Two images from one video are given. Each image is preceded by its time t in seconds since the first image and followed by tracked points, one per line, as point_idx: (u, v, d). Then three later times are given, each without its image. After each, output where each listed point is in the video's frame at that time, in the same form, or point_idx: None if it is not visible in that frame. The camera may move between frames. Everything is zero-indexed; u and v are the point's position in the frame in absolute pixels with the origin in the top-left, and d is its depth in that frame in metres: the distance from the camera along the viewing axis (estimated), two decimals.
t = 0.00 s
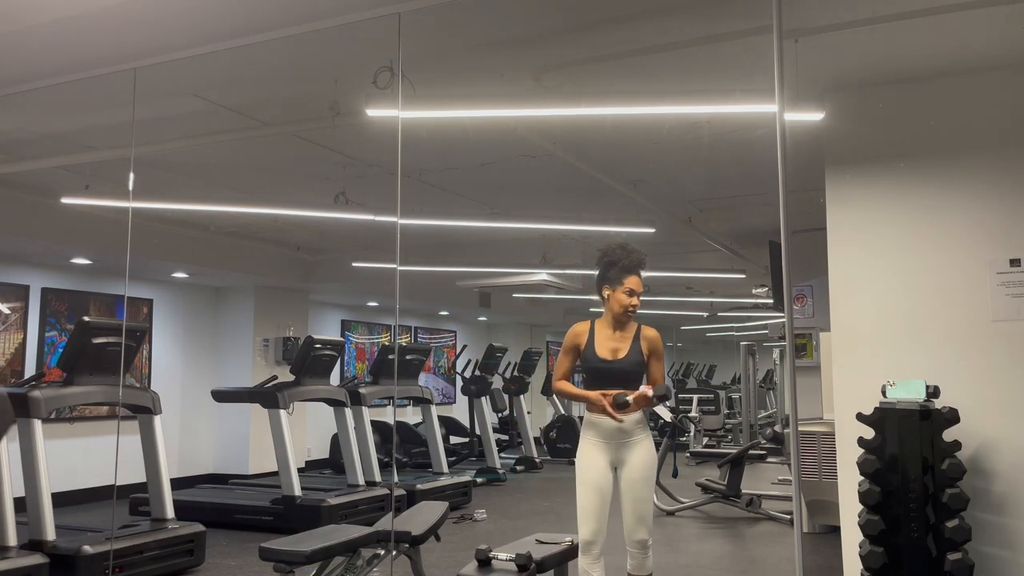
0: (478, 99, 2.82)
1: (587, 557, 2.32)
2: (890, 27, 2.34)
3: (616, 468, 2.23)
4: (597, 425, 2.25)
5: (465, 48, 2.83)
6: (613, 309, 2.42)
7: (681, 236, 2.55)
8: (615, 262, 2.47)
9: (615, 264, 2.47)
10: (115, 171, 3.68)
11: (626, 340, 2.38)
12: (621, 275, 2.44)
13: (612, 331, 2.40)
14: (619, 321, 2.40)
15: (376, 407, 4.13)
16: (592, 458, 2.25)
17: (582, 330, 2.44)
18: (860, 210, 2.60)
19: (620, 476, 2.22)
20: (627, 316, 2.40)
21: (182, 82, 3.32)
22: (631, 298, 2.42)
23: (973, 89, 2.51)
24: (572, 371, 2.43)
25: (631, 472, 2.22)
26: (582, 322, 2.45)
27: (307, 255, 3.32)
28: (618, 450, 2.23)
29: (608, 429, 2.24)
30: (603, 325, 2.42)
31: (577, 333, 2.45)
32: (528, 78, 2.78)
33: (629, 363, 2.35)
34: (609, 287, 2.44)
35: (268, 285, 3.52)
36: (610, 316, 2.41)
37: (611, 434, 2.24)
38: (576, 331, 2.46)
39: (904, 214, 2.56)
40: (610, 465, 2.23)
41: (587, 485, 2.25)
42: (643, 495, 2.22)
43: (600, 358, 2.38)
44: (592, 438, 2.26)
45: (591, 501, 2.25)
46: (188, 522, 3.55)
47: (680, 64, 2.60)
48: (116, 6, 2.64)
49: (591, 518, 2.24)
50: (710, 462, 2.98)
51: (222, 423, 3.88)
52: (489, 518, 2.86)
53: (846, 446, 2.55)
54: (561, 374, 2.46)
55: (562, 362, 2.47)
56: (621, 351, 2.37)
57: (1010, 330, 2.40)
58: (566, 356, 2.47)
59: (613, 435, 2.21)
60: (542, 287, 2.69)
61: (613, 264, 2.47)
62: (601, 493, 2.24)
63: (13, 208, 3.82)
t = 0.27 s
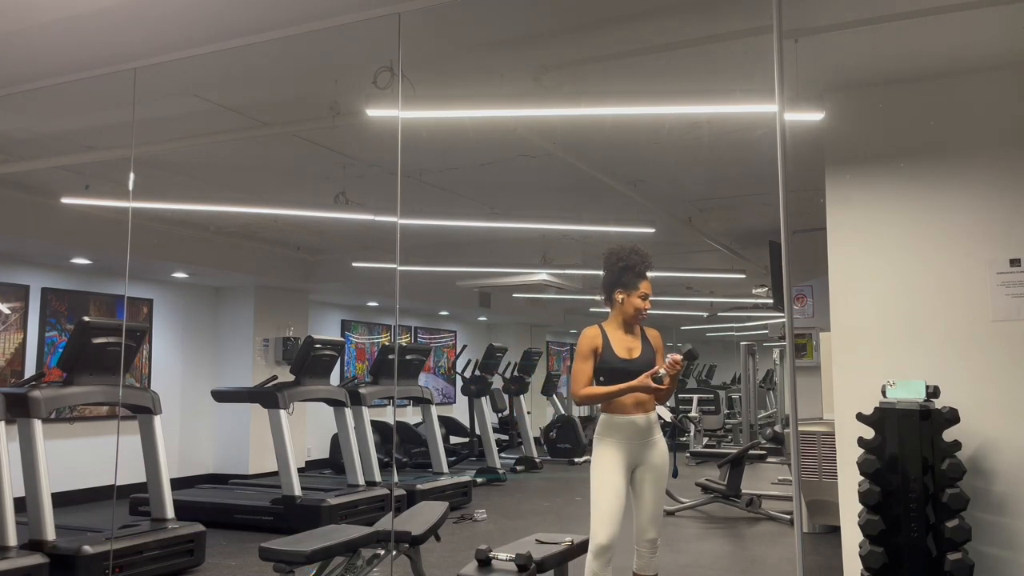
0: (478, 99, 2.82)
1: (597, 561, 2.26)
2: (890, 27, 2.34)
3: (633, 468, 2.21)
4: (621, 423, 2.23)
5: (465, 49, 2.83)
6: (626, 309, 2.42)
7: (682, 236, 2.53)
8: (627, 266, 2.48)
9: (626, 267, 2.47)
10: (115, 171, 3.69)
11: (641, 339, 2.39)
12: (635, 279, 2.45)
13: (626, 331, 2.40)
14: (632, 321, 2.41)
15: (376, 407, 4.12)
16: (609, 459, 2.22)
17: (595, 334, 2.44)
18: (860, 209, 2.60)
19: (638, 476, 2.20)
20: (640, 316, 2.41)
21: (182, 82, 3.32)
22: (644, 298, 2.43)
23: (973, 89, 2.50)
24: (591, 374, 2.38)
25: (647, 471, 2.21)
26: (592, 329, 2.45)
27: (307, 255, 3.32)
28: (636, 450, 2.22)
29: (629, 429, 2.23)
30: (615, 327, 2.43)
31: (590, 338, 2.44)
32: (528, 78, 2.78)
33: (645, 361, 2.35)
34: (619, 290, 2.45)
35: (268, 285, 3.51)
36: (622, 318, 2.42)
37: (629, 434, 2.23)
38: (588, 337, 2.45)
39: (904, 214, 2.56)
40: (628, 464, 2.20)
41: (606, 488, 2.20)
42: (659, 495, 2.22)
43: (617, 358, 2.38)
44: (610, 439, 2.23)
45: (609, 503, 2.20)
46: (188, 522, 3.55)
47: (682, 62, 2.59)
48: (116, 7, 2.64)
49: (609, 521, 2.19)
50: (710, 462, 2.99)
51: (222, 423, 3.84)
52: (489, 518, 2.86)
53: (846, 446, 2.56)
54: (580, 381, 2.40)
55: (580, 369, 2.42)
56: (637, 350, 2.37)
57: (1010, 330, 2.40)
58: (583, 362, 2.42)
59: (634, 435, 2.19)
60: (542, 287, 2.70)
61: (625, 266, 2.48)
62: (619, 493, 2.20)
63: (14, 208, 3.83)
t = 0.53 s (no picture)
0: (478, 99, 2.82)
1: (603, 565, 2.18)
2: (891, 27, 2.34)
3: (638, 467, 2.14)
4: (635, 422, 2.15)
5: (465, 49, 2.83)
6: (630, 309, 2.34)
7: (682, 236, 2.54)
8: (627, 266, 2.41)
9: (627, 267, 2.40)
10: (115, 171, 3.69)
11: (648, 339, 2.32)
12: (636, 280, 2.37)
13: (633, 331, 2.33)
14: (638, 321, 2.33)
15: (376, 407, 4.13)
16: (615, 460, 2.13)
17: (601, 334, 2.35)
18: (860, 209, 2.60)
19: (644, 476, 2.14)
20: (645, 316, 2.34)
21: (182, 82, 3.32)
22: (647, 298, 2.35)
23: (973, 89, 2.50)
24: (602, 374, 2.29)
25: (653, 470, 2.15)
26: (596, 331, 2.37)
27: (307, 255, 3.32)
28: (641, 449, 2.15)
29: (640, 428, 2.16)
30: (621, 327, 2.35)
31: (595, 338, 2.35)
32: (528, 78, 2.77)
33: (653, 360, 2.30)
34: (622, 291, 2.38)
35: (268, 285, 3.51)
36: (627, 317, 2.34)
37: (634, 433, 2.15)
38: (593, 337, 2.36)
39: (904, 214, 2.56)
40: (635, 464, 2.13)
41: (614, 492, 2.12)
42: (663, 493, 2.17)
43: (625, 357, 2.30)
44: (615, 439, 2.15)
45: (616, 504, 2.12)
46: (188, 522, 3.55)
47: (682, 62, 2.59)
48: (116, 7, 2.64)
49: (619, 524, 2.10)
50: (710, 462, 3.01)
51: (222, 422, 3.86)
52: (490, 518, 2.86)
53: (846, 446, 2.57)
54: (591, 381, 2.29)
55: (589, 369, 2.31)
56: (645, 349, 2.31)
57: (1010, 330, 2.40)
58: (591, 362, 2.32)
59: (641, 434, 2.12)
60: (542, 287, 2.69)
61: (626, 267, 2.40)
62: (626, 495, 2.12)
63: (14, 208, 3.83)
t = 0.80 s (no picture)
0: (478, 99, 2.82)
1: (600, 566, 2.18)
2: (891, 26, 2.34)
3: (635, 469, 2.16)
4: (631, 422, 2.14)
5: (466, 49, 2.83)
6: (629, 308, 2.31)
7: (681, 236, 2.54)
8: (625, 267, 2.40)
9: (626, 268, 2.40)
10: (115, 171, 3.69)
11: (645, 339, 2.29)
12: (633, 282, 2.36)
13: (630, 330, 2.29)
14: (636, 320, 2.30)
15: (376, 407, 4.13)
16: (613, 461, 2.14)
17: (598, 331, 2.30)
18: (860, 209, 2.60)
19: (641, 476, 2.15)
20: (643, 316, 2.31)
21: (182, 82, 3.32)
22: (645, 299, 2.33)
23: (972, 89, 2.50)
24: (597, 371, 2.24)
25: (650, 471, 2.17)
26: (592, 328, 2.32)
27: (307, 255, 3.32)
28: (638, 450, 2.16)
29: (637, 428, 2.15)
30: (618, 326, 2.31)
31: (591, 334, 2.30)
32: (529, 78, 2.77)
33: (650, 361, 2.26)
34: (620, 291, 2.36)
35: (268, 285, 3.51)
36: (626, 316, 2.30)
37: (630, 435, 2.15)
38: (590, 335, 2.31)
39: (904, 214, 2.56)
40: (631, 464, 2.14)
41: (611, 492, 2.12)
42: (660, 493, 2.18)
43: (622, 356, 2.26)
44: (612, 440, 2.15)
45: (613, 505, 2.13)
46: (188, 522, 3.55)
47: (682, 62, 2.59)
48: (116, 6, 2.64)
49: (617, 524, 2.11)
50: (710, 462, 3.01)
51: (222, 422, 3.86)
52: (490, 518, 2.86)
53: (846, 446, 2.56)
54: (585, 376, 2.23)
55: (584, 365, 2.25)
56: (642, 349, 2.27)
57: (1010, 330, 2.40)
58: (587, 358, 2.26)
59: (638, 436, 2.12)
60: (542, 287, 2.70)
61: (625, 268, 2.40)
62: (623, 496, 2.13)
63: (15, 208, 3.83)
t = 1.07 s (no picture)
0: (477, 99, 2.82)
1: (592, 562, 2.28)
2: (891, 26, 2.34)
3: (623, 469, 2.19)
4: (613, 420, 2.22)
5: (465, 49, 2.83)
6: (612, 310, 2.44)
7: (682, 236, 2.56)
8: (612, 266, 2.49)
9: (614, 267, 2.49)
10: (115, 171, 3.69)
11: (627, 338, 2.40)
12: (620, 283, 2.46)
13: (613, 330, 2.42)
14: (620, 321, 2.43)
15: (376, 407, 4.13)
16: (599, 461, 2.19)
17: (584, 331, 2.46)
18: (860, 210, 2.60)
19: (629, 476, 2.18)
20: (627, 316, 2.43)
21: (182, 83, 3.33)
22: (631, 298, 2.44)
23: (972, 89, 2.50)
24: (582, 370, 2.40)
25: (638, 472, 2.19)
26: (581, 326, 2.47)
27: (307, 255, 3.32)
28: (626, 450, 2.19)
29: (620, 426, 2.22)
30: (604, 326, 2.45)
31: (577, 335, 2.47)
32: (529, 78, 2.77)
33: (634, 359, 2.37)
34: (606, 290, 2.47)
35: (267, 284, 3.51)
36: (610, 317, 2.44)
37: (616, 435, 2.20)
38: (578, 334, 2.47)
39: (904, 214, 2.56)
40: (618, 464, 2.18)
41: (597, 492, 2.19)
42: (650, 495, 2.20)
43: (607, 354, 2.40)
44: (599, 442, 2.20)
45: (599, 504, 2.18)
46: (188, 522, 3.55)
47: (681, 62, 2.59)
48: (117, 6, 2.64)
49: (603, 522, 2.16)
50: (710, 462, 2.99)
51: (222, 422, 3.85)
52: (489, 518, 2.86)
53: (846, 446, 2.55)
54: (572, 375, 2.42)
55: (570, 364, 2.44)
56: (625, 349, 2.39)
57: (1010, 330, 2.40)
58: (574, 358, 2.44)
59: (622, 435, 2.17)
60: (542, 287, 2.68)
61: (612, 268, 2.49)
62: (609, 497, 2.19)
63: (16, 208, 3.83)
